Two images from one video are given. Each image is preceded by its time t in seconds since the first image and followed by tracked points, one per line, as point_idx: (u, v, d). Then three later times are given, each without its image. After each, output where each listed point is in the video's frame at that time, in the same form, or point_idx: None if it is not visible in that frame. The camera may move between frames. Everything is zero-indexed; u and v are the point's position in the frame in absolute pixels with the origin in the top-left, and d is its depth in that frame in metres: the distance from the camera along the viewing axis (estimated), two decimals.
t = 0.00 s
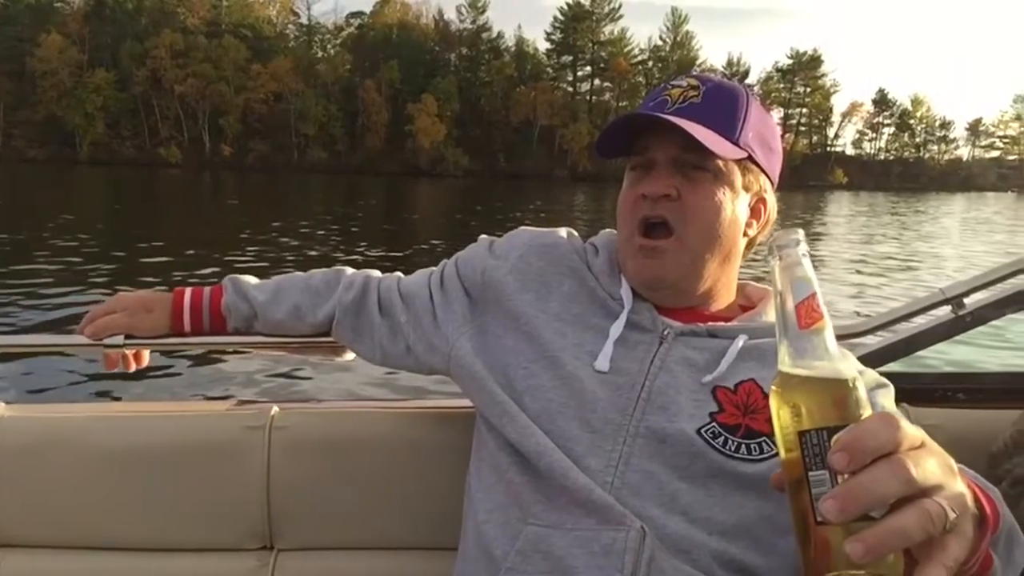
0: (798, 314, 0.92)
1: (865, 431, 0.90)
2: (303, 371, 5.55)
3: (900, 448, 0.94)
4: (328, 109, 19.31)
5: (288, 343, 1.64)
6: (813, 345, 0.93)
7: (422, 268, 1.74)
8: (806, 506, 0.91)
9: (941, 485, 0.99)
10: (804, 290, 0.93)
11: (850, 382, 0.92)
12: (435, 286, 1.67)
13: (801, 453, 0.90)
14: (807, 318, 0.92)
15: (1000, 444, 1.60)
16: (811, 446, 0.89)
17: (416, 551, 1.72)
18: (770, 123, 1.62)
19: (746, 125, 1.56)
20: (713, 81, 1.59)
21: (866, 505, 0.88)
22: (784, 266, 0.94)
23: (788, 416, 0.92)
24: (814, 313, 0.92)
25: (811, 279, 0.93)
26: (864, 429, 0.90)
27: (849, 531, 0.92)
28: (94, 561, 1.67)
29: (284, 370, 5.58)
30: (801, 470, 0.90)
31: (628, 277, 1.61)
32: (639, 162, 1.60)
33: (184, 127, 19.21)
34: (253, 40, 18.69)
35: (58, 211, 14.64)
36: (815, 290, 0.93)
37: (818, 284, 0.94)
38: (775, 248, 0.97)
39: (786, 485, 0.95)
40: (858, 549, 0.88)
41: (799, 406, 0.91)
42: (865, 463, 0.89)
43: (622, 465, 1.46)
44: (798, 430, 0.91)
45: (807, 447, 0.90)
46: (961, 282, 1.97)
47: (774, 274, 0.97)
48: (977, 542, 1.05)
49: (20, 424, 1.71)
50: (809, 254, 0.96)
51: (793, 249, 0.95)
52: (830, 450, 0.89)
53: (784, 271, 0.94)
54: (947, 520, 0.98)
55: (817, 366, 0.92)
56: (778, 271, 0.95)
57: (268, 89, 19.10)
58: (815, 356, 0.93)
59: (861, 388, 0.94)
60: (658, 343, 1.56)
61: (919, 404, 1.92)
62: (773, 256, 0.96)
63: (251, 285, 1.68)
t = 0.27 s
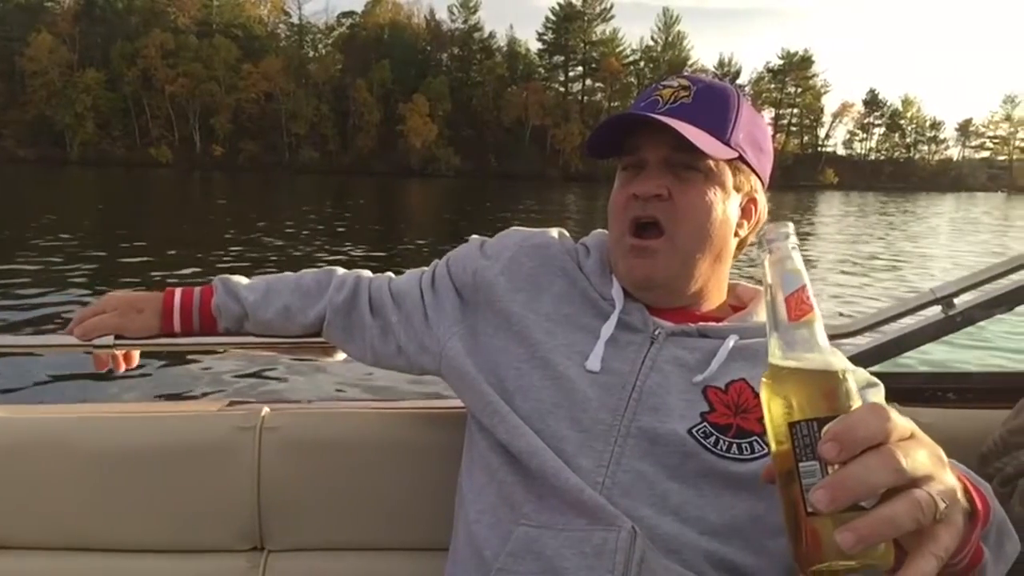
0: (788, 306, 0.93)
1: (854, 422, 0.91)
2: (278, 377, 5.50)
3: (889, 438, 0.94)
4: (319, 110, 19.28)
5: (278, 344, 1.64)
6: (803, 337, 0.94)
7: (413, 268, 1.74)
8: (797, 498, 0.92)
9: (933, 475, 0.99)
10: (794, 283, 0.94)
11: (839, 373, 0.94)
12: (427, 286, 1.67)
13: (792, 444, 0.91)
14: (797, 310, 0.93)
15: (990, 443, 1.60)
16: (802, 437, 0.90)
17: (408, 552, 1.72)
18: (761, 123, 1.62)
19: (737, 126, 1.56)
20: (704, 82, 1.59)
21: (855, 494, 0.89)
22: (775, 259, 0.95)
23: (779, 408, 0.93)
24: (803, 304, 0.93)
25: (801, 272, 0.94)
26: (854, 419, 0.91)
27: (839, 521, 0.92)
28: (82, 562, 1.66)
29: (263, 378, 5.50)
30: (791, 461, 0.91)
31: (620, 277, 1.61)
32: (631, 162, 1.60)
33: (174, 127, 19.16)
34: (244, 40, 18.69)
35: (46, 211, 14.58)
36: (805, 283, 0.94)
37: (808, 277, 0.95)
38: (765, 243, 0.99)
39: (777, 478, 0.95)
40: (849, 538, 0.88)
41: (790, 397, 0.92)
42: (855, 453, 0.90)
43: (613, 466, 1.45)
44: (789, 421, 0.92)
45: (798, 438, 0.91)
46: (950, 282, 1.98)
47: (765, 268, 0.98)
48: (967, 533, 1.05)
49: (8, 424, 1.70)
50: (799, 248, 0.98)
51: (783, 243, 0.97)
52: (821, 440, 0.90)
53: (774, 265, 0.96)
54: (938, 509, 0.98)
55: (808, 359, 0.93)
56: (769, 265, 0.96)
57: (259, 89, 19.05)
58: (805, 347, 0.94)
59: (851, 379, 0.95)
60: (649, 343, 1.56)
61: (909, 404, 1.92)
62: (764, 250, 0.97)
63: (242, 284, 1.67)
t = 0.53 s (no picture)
0: (778, 299, 0.93)
1: (845, 411, 0.90)
2: (249, 378, 5.46)
3: (880, 428, 0.93)
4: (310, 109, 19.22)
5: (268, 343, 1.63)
6: (793, 329, 0.93)
7: (404, 267, 1.74)
8: (787, 489, 0.91)
9: (923, 465, 0.97)
10: (783, 276, 0.93)
11: (830, 363, 0.93)
12: (417, 286, 1.67)
13: (782, 435, 0.90)
14: (786, 302, 0.92)
15: (980, 442, 1.61)
16: (792, 428, 0.89)
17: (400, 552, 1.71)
18: (752, 123, 1.62)
19: (728, 126, 1.56)
20: (695, 82, 1.59)
21: (846, 484, 0.87)
22: (765, 252, 0.95)
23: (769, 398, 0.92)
24: (794, 297, 0.92)
25: (791, 265, 0.94)
26: (845, 408, 0.90)
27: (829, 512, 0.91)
28: (72, 563, 1.66)
29: (247, 378, 5.48)
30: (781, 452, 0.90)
31: (611, 277, 1.61)
32: (622, 161, 1.60)
33: (165, 125, 19.08)
34: (235, 38, 18.62)
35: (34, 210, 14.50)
36: (795, 275, 0.94)
37: (798, 269, 0.95)
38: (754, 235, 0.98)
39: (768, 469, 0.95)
40: (840, 528, 0.87)
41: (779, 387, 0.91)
42: (845, 442, 0.89)
43: (604, 465, 1.46)
44: (779, 413, 0.91)
45: (787, 428, 0.90)
46: (939, 281, 1.99)
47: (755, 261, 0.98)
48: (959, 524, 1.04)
49: None
50: (789, 240, 0.97)
51: (772, 235, 0.96)
52: (811, 430, 0.89)
53: (763, 258, 0.95)
54: (927, 499, 0.96)
55: (798, 349, 0.93)
56: (758, 257, 0.96)
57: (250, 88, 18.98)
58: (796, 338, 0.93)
59: (841, 369, 0.94)
60: (640, 342, 1.57)
61: (899, 403, 1.93)
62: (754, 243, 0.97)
63: (232, 285, 1.67)
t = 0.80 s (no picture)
0: (765, 292, 0.93)
1: (831, 401, 0.90)
2: (215, 378, 5.45)
3: (867, 419, 0.93)
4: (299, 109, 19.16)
5: (257, 343, 1.63)
6: (782, 321, 0.94)
7: (393, 267, 1.73)
8: (775, 481, 0.90)
9: (909, 456, 0.97)
10: (770, 268, 0.93)
11: (819, 354, 0.93)
12: (406, 286, 1.67)
13: (770, 427, 0.90)
14: (773, 295, 0.92)
15: (966, 441, 1.62)
16: (780, 419, 0.89)
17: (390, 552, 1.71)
18: (740, 123, 1.63)
19: (716, 126, 1.57)
20: (684, 82, 1.59)
21: (833, 473, 0.87)
22: (751, 244, 0.95)
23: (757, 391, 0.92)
24: (780, 289, 0.93)
25: (778, 257, 0.94)
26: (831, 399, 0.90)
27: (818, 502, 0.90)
28: (58, 564, 1.65)
29: (235, 377, 5.49)
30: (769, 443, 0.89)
31: (599, 277, 1.61)
32: (611, 162, 1.60)
33: (153, 125, 19.00)
34: (224, 38, 18.55)
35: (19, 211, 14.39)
36: (782, 267, 0.94)
37: (785, 261, 0.95)
38: (741, 224, 0.98)
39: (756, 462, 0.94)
40: (828, 518, 0.87)
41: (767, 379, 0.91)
42: (832, 432, 0.88)
43: (593, 465, 1.46)
44: (768, 404, 0.91)
45: (775, 420, 0.89)
46: (928, 281, 2.00)
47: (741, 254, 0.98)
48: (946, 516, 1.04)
49: None
50: (775, 231, 0.97)
51: (759, 225, 0.96)
52: (799, 421, 0.89)
53: (749, 250, 0.95)
54: (913, 490, 0.96)
55: (786, 342, 0.93)
56: (745, 250, 0.96)
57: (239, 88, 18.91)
58: (784, 331, 0.93)
59: (829, 360, 0.95)
60: (629, 342, 1.57)
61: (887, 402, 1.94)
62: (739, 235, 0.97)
63: (220, 285, 1.67)
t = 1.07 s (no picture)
0: (754, 283, 0.91)
1: (821, 391, 0.89)
2: (204, 377, 5.43)
3: (856, 409, 0.92)
4: (289, 108, 19.11)
5: (248, 344, 1.62)
6: (771, 312, 0.92)
7: (383, 265, 1.73)
8: (765, 472, 0.90)
9: (899, 446, 0.96)
10: (760, 259, 0.91)
11: (808, 345, 0.92)
12: (396, 284, 1.66)
13: (759, 417, 0.89)
14: (763, 287, 0.91)
15: (955, 439, 1.62)
16: (770, 410, 0.88)
17: (381, 552, 1.71)
18: (730, 121, 1.63)
19: (707, 124, 1.57)
20: (674, 80, 1.59)
21: (823, 461, 0.87)
22: (739, 235, 0.93)
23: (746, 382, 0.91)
24: (769, 280, 0.91)
25: (767, 248, 0.92)
26: (821, 388, 0.89)
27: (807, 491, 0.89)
28: (45, 565, 1.64)
29: (224, 376, 5.47)
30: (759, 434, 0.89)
31: (590, 275, 1.61)
32: (601, 159, 1.60)
33: (143, 123, 18.91)
34: (213, 36, 18.47)
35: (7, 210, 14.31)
36: (771, 258, 0.92)
37: (774, 252, 0.93)
38: (728, 215, 0.95)
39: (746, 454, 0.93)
40: (817, 506, 0.86)
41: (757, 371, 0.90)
42: (822, 421, 0.88)
43: (583, 463, 1.46)
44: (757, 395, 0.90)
45: (765, 410, 0.89)
46: (918, 279, 1.99)
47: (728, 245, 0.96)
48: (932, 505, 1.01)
49: None
50: (763, 221, 0.95)
51: (747, 216, 0.94)
52: (788, 411, 0.88)
53: (737, 242, 0.93)
54: (903, 479, 0.95)
55: (775, 333, 0.91)
56: (733, 242, 0.94)
57: (229, 86, 18.83)
58: (774, 322, 0.92)
59: (819, 351, 0.94)
60: (619, 340, 1.57)
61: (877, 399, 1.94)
62: (727, 226, 0.94)
63: (209, 283, 1.66)
